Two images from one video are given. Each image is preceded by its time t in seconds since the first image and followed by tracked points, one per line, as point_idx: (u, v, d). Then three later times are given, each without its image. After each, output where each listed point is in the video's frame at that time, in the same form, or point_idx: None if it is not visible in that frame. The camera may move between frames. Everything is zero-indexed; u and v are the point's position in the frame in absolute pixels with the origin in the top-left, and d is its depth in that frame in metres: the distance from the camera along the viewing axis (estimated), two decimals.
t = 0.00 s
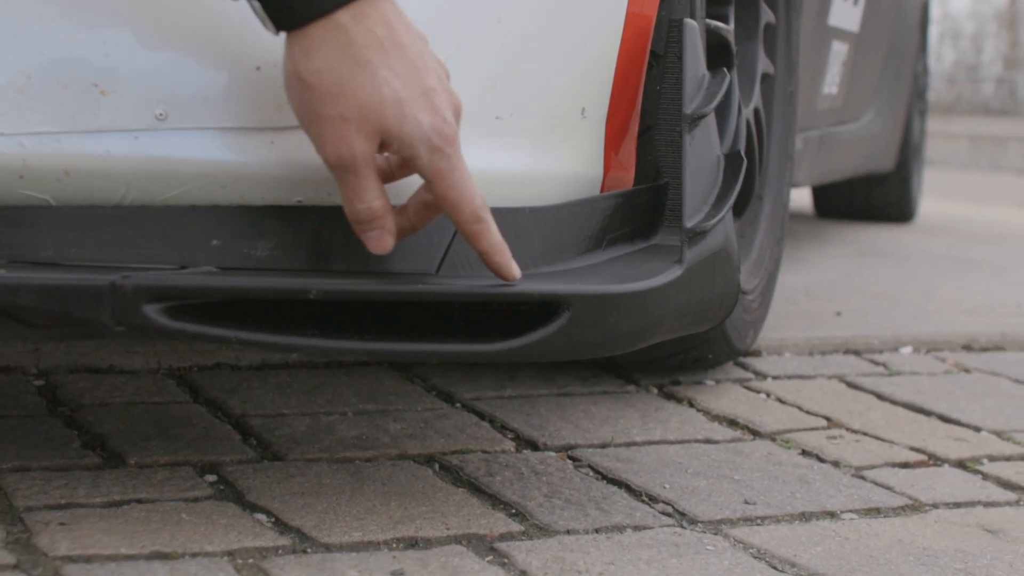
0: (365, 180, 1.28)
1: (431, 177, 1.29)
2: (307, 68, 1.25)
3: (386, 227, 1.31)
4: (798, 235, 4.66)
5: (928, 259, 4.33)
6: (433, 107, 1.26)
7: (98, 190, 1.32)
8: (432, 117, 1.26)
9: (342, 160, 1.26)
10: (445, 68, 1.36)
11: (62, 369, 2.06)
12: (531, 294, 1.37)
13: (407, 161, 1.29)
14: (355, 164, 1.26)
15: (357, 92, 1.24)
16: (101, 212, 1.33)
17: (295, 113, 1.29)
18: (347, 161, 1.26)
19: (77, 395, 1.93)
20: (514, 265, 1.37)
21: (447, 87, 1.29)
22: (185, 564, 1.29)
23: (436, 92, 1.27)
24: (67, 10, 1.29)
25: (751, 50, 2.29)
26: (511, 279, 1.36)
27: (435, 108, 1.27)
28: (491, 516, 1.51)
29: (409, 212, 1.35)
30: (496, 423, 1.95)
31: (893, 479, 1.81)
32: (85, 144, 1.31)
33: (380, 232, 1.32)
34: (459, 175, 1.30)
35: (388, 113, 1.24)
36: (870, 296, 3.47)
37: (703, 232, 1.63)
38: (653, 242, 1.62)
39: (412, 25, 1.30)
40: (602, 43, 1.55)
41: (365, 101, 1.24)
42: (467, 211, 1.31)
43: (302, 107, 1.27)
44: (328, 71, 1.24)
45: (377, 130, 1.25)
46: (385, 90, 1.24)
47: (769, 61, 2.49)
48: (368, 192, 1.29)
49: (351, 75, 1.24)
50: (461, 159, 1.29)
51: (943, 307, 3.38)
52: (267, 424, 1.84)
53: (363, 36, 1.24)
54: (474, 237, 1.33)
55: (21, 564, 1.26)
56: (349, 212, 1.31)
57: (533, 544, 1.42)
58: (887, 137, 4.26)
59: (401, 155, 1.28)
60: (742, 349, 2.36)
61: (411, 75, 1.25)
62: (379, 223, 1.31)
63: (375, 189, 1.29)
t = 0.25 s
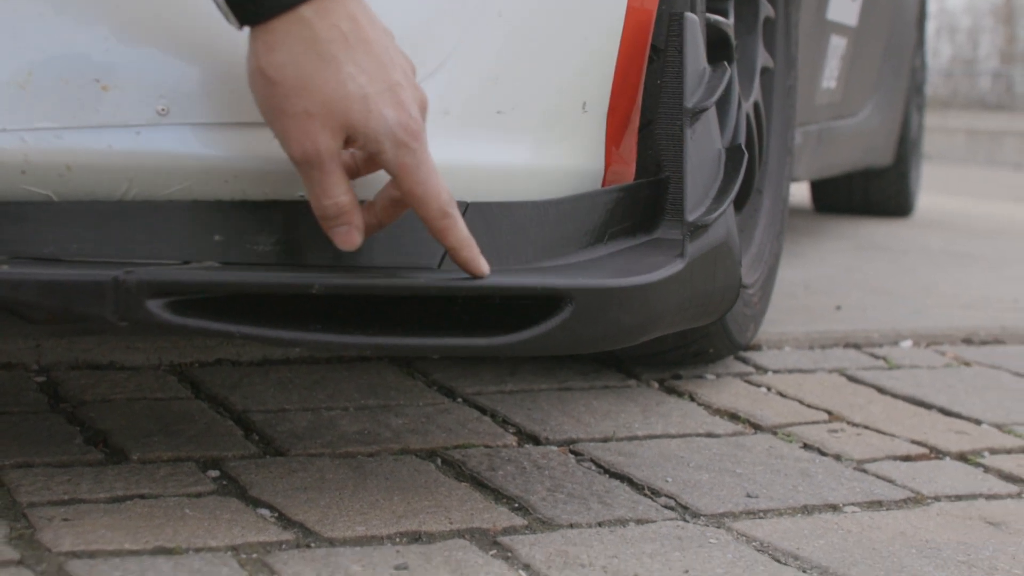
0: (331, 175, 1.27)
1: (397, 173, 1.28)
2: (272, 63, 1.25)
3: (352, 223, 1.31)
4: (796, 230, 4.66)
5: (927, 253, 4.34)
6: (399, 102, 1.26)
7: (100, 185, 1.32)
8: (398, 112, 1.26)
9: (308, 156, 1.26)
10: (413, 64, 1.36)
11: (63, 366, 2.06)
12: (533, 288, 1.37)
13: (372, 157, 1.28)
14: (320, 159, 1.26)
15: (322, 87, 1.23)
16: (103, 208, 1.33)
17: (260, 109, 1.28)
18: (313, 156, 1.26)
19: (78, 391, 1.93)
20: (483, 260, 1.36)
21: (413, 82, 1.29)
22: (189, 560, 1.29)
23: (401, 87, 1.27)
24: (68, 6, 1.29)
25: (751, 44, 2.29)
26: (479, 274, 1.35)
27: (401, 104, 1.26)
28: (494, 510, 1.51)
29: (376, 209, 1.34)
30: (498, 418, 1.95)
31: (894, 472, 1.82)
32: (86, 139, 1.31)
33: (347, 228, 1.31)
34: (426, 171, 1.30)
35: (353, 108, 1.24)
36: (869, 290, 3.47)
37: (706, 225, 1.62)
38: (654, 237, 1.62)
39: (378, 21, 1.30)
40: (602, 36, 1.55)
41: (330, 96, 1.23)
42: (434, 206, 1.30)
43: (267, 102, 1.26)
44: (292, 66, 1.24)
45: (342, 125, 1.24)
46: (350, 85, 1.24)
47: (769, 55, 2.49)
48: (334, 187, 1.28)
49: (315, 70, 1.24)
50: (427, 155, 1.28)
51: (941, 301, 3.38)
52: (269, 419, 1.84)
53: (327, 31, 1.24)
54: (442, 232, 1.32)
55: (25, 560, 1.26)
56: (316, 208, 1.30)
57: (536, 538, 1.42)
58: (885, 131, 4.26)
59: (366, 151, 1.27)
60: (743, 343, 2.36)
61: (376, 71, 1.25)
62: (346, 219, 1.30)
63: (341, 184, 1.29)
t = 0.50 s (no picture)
0: (297, 171, 1.27)
1: (365, 168, 1.27)
2: (237, 57, 1.24)
3: (320, 218, 1.30)
4: (797, 225, 4.66)
5: (927, 248, 4.34)
6: (365, 97, 1.26)
7: (104, 181, 1.33)
8: (364, 108, 1.26)
9: (274, 150, 1.26)
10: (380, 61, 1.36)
11: (66, 362, 2.06)
12: (536, 282, 1.37)
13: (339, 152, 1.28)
14: (286, 154, 1.25)
15: (287, 82, 1.23)
16: (107, 204, 1.33)
17: (226, 104, 1.28)
18: (279, 151, 1.25)
19: (81, 388, 1.93)
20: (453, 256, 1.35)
21: (379, 77, 1.29)
22: (194, 555, 1.29)
23: (367, 82, 1.26)
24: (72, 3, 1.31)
25: (752, 39, 2.29)
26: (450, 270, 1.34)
27: (367, 99, 1.26)
28: (498, 505, 1.51)
29: (340, 204, 1.33)
30: (501, 413, 1.95)
31: (898, 466, 1.82)
32: (90, 135, 1.32)
33: (314, 223, 1.30)
34: (394, 166, 1.29)
35: (319, 103, 1.24)
36: (870, 285, 3.47)
37: (709, 220, 1.61)
38: (658, 231, 1.61)
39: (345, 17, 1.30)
40: (604, 31, 1.55)
41: (295, 90, 1.23)
42: (402, 201, 1.30)
43: (232, 97, 1.26)
44: (257, 60, 1.24)
45: (308, 120, 1.24)
46: (316, 79, 1.24)
47: (770, 50, 2.49)
48: (301, 183, 1.28)
49: (281, 64, 1.23)
50: (394, 150, 1.28)
51: (942, 295, 3.38)
52: (272, 415, 1.84)
53: (293, 26, 1.24)
54: (410, 228, 1.31)
55: (30, 556, 1.26)
56: (283, 203, 1.30)
57: (541, 533, 1.42)
58: (885, 126, 4.26)
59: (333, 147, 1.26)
60: (745, 338, 2.36)
61: (342, 65, 1.25)
62: (313, 214, 1.30)
63: (307, 180, 1.28)
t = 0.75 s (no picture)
0: (267, 168, 1.26)
1: (335, 164, 1.27)
2: (205, 54, 1.23)
3: (291, 215, 1.30)
4: (797, 222, 4.66)
5: (927, 245, 4.34)
6: (335, 94, 1.25)
7: (109, 180, 1.33)
8: (333, 104, 1.25)
9: (243, 148, 1.25)
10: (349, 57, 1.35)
11: (69, 362, 2.06)
12: (541, 280, 1.37)
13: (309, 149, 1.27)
14: (256, 151, 1.25)
15: (256, 79, 1.22)
16: (112, 203, 1.33)
17: (194, 101, 1.27)
18: (248, 148, 1.24)
19: (85, 387, 1.93)
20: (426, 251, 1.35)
21: (349, 73, 1.28)
22: (200, 554, 1.29)
23: (337, 78, 1.26)
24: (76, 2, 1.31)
25: (753, 36, 2.28)
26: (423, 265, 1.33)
27: (336, 95, 1.25)
28: (503, 503, 1.51)
29: (311, 201, 1.33)
30: (504, 411, 1.95)
31: (902, 463, 1.82)
32: (95, 134, 1.32)
33: (285, 219, 1.30)
34: (364, 162, 1.29)
35: (288, 99, 1.23)
36: (871, 282, 3.47)
37: (713, 217, 1.60)
38: (661, 229, 1.61)
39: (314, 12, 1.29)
40: (609, 28, 1.55)
41: (264, 88, 1.22)
42: (373, 198, 1.29)
43: (201, 94, 1.25)
44: (226, 57, 1.22)
45: (277, 117, 1.23)
46: (285, 76, 1.23)
47: (771, 47, 2.48)
48: (271, 179, 1.27)
49: (249, 62, 1.22)
50: (365, 146, 1.27)
51: (943, 292, 3.39)
52: (276, 414, 1.84)
53: (262, 22, 1.23)
54: (382, 224, 1.30)
55: (37, 555, 1.26)
56: (253, 200, 1.29)
57: (546, 531, 1.42)
58: (885, 123, 4.26)
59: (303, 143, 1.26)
60: (747, 335, 2.36)
61: (311, 62, 1.24)
62: (283, 211, 1.29)
63: (277, 176, 1.28)
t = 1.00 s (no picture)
0: (238, 165, 1.26)
1: (307, 161, 1.26)
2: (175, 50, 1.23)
3: (263, 213, 1.29)
4: (797, 221, 4.67)
5: (928, 243, 4.34)
6: (306, 89, 1.25)
7: (113, 180, 1.33)
8: (305, 100, 1.25)
9: (214, 144, 1.24)
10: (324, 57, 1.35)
11: (72, 362, 2.06)
12: (545, 279, 1.37)
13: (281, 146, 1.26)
14: (227, 147, 1.24)
15: (226, 74, 1.22)
16: (116, 203, 1.33)
17: (166, 99, 1.27)
18: (219, 145, 1.24)
19: (88, 387, 1.93)
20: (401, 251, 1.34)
21: (322, 70, 1.28)
22: (206, 554, 1.29)
23: (308, 74, 1.25)
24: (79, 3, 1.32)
25: (755, 34, 2.28)
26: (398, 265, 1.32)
27: (308, 91, 1.25)
28: (508, 502, 1.51)
29: (284, 199, 1.32)
30: (508, 411, 1.95)
31: (905, 461, 1.82)
32: (99, 134, 1.32)
33: (257, 218, 1.29)
34: (337, 159, 1.28)
35: (258, 95, 1.22)
36: (872, 280, 3.48)
37: (716, 216, 1.61)
38: (665, 228, 1.61)
39: (288, 11, 1.29)
40: (611, 27, 1.55)
41: (234, 83, 1.22)
42: (346, 195, 1.28)
43: (172, 91, 1.25)
44: (196, 52, 1.23)
45: (247, 112, 1.23)
46: (255, 71, 1.22)
47: (773, 45, 2.48)
48: (242, 177, 1.27)
49: (219, 57, 1.22)
50: (337, 142, 1.27)
51: (945, 290, 3.39)
52: (279, 414, 1.84)
53: (232, 18, 1.23)
54: (355, 222, 1.29)
55: (42, 556, 1.26)
56: (225, 198, 1.28)
57: (551, 530, 1.42)
58: (885, 122, 4.26)
59: (274, 140, 1.25)
60: (750, 334, 2.36)
61: (282, 57, 1.24)
62: (255, 209, 1.29)
63: (248, 174, 1.27)
